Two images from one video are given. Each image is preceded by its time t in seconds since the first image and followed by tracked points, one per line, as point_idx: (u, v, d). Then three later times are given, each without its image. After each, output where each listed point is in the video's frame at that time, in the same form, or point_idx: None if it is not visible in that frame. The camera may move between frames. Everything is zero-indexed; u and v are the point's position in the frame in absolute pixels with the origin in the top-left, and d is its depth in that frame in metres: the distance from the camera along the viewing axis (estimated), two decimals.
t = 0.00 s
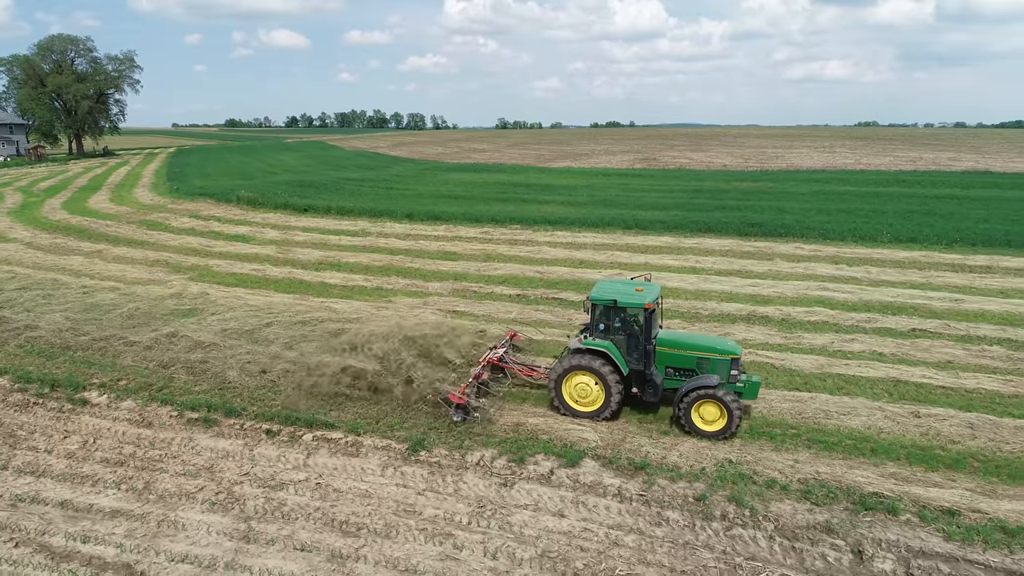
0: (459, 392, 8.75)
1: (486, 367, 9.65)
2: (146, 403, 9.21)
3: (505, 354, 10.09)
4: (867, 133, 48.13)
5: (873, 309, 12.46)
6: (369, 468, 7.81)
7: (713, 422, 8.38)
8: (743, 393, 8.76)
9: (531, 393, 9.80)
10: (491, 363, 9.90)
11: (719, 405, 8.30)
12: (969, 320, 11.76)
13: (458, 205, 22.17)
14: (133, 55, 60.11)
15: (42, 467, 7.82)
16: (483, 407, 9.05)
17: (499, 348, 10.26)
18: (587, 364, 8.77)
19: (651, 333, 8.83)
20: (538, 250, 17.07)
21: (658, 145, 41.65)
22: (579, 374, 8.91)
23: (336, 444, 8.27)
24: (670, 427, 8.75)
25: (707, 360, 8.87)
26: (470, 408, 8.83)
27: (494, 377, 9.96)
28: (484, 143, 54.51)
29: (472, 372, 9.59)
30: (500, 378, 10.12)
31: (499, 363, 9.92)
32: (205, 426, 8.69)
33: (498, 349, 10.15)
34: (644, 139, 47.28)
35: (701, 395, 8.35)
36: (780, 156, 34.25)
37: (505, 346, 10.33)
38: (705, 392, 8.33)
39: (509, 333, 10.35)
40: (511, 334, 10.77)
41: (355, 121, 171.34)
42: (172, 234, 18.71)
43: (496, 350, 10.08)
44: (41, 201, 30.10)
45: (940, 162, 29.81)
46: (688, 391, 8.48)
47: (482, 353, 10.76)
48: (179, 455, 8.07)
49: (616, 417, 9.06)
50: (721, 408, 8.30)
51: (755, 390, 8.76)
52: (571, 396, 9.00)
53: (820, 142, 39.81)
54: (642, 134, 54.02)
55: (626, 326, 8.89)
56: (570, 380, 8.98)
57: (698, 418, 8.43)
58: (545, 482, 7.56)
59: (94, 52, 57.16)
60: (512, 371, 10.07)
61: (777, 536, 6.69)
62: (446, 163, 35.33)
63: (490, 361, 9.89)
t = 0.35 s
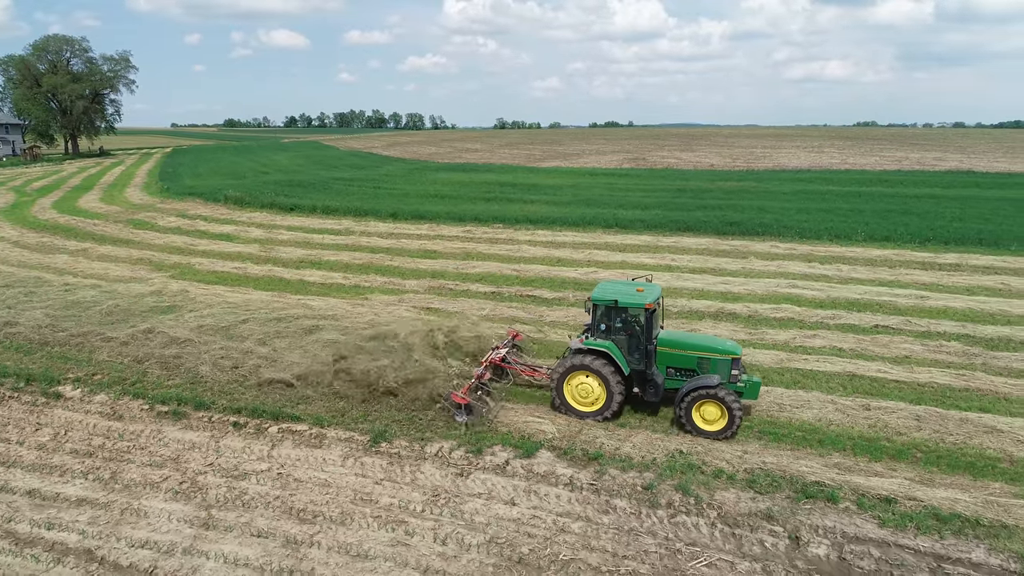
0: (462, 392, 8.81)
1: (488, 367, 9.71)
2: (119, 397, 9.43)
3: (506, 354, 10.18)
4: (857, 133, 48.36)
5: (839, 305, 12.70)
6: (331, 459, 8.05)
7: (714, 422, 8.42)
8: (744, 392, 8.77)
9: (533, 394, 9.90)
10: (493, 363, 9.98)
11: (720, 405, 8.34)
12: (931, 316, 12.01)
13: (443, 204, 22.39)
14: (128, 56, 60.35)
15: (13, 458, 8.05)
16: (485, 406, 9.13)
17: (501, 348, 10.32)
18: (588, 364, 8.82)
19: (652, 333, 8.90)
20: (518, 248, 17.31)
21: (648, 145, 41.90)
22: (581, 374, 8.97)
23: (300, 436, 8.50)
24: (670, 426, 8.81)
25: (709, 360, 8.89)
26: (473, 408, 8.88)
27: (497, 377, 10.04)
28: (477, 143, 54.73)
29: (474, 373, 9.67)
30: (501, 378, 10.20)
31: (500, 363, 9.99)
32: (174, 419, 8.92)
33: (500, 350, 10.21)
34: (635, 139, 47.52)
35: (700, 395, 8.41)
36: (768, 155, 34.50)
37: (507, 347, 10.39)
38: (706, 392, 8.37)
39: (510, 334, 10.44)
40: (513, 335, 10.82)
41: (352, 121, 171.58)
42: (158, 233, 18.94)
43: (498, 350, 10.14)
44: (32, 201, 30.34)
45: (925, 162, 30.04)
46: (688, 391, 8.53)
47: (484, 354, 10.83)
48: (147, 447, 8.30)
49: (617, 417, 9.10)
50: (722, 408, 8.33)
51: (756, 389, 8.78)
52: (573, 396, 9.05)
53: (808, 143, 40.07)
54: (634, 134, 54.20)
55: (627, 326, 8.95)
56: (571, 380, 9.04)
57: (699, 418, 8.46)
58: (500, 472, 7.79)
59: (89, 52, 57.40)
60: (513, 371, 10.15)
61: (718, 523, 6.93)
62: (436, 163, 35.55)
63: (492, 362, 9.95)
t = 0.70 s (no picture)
0: (463, 392, 8.90)
1: (490, 367, 9.80)
2: (93, 390, 9.66)
3: (508, 354, 10.30)
4: (847, 133, 48.57)
5: (807, 302, 12.94)
6: (294, 450, 8.28)
7: (716, 421, 8.46)
8: (745, 391, 8.84)
9: (524, 390, 10.02)
10: (494, 363, 10.09)
11: (721, 403, 8.38)
12: (894, 313, 12.25)
13: (428, 204, 22.62)
14: (123, 56, 60.57)
15: None
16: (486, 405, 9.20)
17: (502, 349, 10.40)
18: (590, 364, 8.89)
19: (652, 333, 9.01)
20: (498, 247, 17.54)
21: (638, 145, 42.13)
22: (583, 374, 9.01)
23: (266, 428, 8.74)
24: (645, 422, 8.99)
25: (710, 359, 8.98)
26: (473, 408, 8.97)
27: (498, 377, 10.14)
28: (470, 142, 54.93)
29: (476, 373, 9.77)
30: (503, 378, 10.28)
31: (503, 363, 10.08)
32: (145, 411, 9.14)
33: (501, 350, 10.30)
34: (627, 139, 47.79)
35: (701, 394, 8.45)
36: (756, 155, 34.74)
37: (510, 347, 10.48)
38: (707, 391, 8.41)
39: (511, 335, 10.56)
40: (516, 335, 10.91)
41: (350, 121, 171.77)
42: (144, 232, 19.18)
43: (500, 351, 10.23)
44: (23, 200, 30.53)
45: (910, 162, 30.27)
46: (688, 391, 8.59)
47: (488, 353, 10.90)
48: (118, 438, 8.53)
49: (619, 417, 9.16)
50: (723, 407, 8.38)
51: (756, 388, 8.85)
52: (574, 395, 9.09)
53: (797, 143, 40.33)
54: (626, 134, 54.43)
55: (628, 326, 9.05)
56: (572, 380, 9.08)
57: (701, 417, 8.50)
58: (458, 461, 8.04)
59: (85, 52, 57.62)
60: (515, 371, 10.24)
61: (664, 510, 7.15)
62: (427, 162, 35.76)
63: (494, 362, 10.04)
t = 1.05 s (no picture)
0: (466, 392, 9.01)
1: (493, 367, 9.91)
2: (68, 384, 9.88)
3: (510, 354, 10.36)
4: (838, 132, 48.79)
5: (775, 299, 13.17)
6: (261, 441, 8.51)
7: (717, 420, 8.47)
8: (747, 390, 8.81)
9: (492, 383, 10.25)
10: (497, 363, 10.17)
11: (721, 402, 8.40)
12: (859, 309, 12.49)
13: (414, 203, 22.85)
14: (119, 56, 60.81)
15: None
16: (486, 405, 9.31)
17: (505, 348, 10.48)
18: (593, 364, 8.90)
19: (653, 332, 9.02)
20: (478, 245, 17.77)
21: (629, 145, 42.38)
22: (585, 374, 9.04)
23: (235, 420, 8.97)
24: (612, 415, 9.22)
25: (711, 358, 8.95)
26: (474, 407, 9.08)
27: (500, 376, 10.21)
28: (464, 142, 55.15)
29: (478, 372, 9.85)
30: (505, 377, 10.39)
31: (506, 363, 10.19)
32: (118, 404, 9.37)
33: (504, 350, 10.37)
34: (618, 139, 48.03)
35: (701, 394, 8.46)
36: (744, 155, 34.99)
37: (513, 347, 10.59)
38: (708, 390, 8.42)
39: (514, 334, 10.63)
40: (519, 335, 11.01)
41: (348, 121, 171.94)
42: (130, 230, 19.42)
43: (503, 350, 10.35)
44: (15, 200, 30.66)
45: (896, 162, 30.51)
46: (689, 391, 8.60)
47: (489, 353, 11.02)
48: (90, 430, 8.75)
49: (620, 416, 9.20)
50: (724, 406, 8.39)
51: (758, 387, 8.81)
52: (576, 395, 9.11)
53: (786, 143, 40.58)
54: (619, 134, 54.67)
55: (630, 326, 9.06)
56: (574, 380, 9.10)
57: (702, 416, 8.51)
58: (418, 452, 8.27)
59: (80, 52, 57.83)
60: (517, 371, 10.35)
61: (613, 498, 7.39)
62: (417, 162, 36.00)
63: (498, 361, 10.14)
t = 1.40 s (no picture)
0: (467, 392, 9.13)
1: (495, 367, 10.05)
2: (43, 378, 10.11)
3: (511, 355, 10.52)
4: (830, 132, 48.88)
5: (745, 296, 13.40)
6: (228, 432, 8.74)
7: (718, 419, 8.50)
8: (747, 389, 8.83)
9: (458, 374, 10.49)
10: (498, 363, 10.34)
11: (721, 401, 8.43)
12: (825, 306, 12.72)
13: (400, 202, 23.08)
14: (114, 56, 61.05)
15: None
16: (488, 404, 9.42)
17: (507, 349, 10.65)
18: (593, 365, 8.93)
19: (654, 332, 9.00)
20: (459, 244, 18.00)
21: (620, 145, 42.61)
22: (585, 374, 9.08)
23: (204, 413, 9.20)
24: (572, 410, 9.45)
25: (711, 358, 8.98)
26: (477, 407, 9.19)
27: (503, 376, 10.37)
28: (457, 142, 55.36)
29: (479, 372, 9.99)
30: (507, 377, 10.51)
31: (507, 363, 10.33)
32: (91, 398, 9.60)
33: (506, 350, 10.55)
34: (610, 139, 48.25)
35: (702, 393, 8.47)
36: (732, 155, 35.22)
37: (514, 347, 10.73)
38: (708, 389, 8.46)
39: (516, 335, 10.80)
40: (520, 335, 11.15)
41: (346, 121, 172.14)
42: (117, 229, 19.66)
43: (504, 351, 10.47)
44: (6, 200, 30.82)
45: (881, 162, 30.73)
46: (689, 390, 8.64)
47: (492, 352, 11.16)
48: (62, 422, 8.97)
49: (621, 415, 9.24)
50: (724, 405, 8.43)
51: (758, 386, 8.83)
52: (577, 395, 9.16)
53: (775, 143, 40.83)
54: (612, 134, 54.89)
55: (630, 326, 9.02)
56: (574, 380, 9.15)
57: (702, 415, 8.55)
58: (380, 444, 8.50)
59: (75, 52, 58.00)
60: (519, 371, 10.47)
61: (565, 487, 7.62)
62: (407, 162, 36.22)
63: (499, 361, 10.26)
